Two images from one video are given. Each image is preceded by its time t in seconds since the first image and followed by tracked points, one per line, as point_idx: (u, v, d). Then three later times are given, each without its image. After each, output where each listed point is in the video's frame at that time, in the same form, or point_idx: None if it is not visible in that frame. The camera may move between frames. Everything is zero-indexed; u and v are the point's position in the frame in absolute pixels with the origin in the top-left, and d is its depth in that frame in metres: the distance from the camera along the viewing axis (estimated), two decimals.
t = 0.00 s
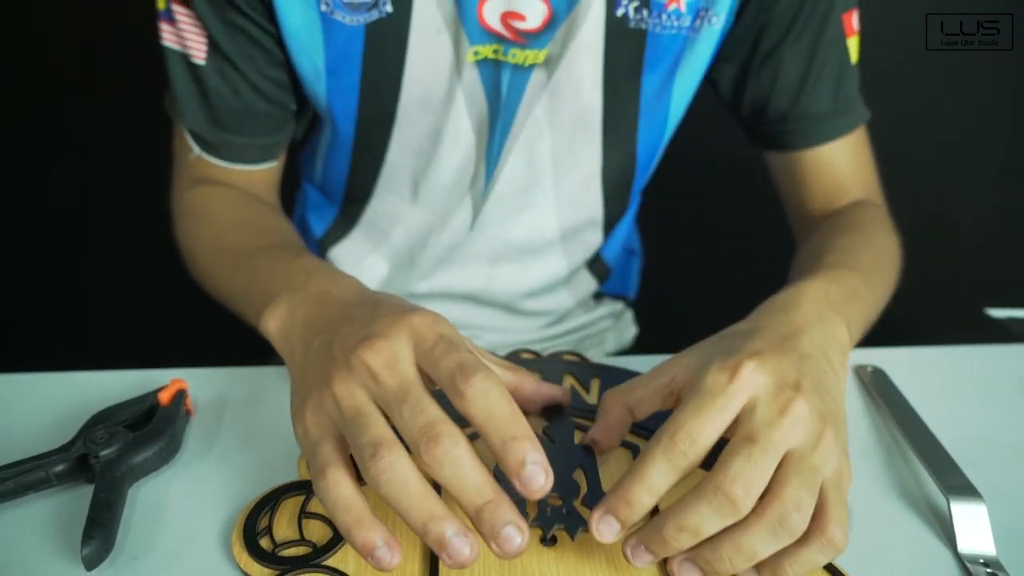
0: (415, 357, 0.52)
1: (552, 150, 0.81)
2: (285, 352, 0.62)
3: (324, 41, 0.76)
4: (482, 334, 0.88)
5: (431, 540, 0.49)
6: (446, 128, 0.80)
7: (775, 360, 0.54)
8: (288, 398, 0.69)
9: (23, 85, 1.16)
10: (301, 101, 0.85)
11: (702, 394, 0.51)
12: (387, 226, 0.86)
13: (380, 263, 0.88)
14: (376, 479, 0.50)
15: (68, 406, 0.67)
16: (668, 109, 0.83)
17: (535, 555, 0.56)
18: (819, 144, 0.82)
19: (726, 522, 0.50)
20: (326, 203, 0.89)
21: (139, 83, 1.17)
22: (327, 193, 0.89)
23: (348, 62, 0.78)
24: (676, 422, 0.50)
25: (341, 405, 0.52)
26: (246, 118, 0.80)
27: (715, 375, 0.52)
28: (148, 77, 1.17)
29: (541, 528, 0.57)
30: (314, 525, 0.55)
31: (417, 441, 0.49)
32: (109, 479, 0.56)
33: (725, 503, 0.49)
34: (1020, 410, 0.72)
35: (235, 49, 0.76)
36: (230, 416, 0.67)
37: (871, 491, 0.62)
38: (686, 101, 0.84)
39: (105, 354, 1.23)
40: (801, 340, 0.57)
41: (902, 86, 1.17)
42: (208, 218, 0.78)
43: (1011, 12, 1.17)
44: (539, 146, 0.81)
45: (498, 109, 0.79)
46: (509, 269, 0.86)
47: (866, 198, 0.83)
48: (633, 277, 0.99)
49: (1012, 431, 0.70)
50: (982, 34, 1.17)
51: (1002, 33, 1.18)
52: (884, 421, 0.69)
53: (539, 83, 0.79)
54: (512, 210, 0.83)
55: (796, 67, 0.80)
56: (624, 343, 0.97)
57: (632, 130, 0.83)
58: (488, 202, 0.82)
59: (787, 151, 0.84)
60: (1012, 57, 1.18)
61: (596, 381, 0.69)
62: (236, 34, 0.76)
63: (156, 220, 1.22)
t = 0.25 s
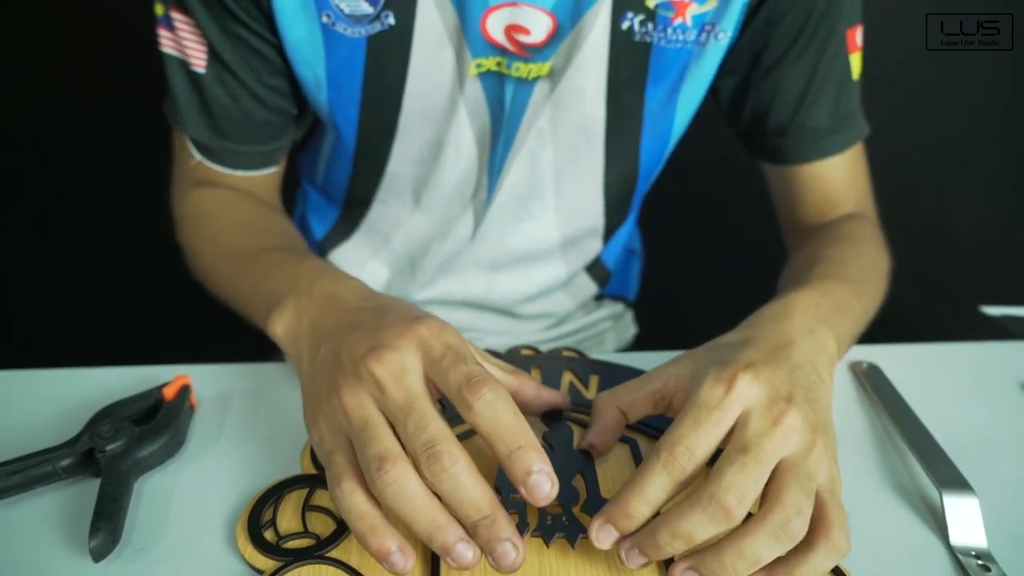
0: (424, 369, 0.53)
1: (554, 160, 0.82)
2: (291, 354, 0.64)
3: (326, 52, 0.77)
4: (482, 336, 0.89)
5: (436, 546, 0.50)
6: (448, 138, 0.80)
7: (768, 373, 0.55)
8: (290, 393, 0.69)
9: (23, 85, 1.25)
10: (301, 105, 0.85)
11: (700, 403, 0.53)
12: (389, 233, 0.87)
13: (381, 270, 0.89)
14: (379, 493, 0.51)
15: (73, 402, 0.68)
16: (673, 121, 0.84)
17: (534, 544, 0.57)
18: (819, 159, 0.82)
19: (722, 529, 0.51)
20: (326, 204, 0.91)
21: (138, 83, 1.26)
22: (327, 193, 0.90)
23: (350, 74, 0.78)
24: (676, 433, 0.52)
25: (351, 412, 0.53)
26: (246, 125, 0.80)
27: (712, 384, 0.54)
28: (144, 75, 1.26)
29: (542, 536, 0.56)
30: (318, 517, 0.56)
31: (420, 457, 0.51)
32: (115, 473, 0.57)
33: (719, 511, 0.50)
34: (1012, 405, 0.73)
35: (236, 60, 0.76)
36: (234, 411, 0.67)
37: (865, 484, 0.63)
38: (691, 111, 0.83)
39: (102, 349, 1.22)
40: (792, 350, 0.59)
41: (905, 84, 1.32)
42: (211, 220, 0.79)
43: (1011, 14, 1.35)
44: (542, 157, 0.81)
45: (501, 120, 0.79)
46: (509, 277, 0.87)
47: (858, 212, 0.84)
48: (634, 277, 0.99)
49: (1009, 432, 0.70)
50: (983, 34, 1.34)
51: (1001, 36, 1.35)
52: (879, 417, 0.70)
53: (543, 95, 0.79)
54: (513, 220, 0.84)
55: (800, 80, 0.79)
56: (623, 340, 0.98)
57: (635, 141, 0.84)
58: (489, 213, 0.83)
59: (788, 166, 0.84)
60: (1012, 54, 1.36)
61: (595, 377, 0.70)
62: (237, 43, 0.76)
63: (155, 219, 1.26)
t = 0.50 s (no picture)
0: (423, 367, 0.55)
1: (558, 169, 0.83)
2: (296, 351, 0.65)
3: (332, 60, 0.77)
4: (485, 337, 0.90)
5: (431, 544, 0.51)
6: (452, 145, 0.81)
7: (756, 373, 0.57)
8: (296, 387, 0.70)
9: (23, 85, 1.29)
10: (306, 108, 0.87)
11: (689, 402, 0.54)
12: (394, 236, 0.89)
13: (384, 272, 0.91)
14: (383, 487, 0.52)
15: (83, 394, 0.69)
16: (679, 130, 0.84)
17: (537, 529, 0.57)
18: (823, 167, 0.83)
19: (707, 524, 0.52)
20: (332, 203, 0.92)
21: (138, 83, 1.30)
22: (333, 192, 0.91)
23: (356, 82, 0.79)
24: (664, 431, 0.54)
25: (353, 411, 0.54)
26: (251, 127, 0.81)
27: (701, 385, 0.55)
28: (145, 75, 1.30)
29: (541, 523, 0.57)
30: (325, 507, 0.57)
31: (429, 449, 0.52)
32: (126, 463, 0.59)
33: (701, 507, 0.51)
34: (1008, 401, 0.75)
35: (241, 65, 0.77)
36: (241, 404, 0.69)
37: (861, 476, 0.65)
38: (697, 118, 0.84)
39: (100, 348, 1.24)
40: (781, 350, 0.61)
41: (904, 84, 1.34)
42: (217, 217, 0.80)
43: (1010, 14, 1.37)
44: (546, 166, 0.82)
45: (506, 128, 0.80)
46: (512, 280, 0.88)
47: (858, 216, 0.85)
48: (635, 277, 1.00)
49: (1005, 429, 0.72)
50: (984, 33, 1.35)
51: (1001, 35, 1.37)
52: (874, 411, 0.71)
53: (548, 104, 0.79)
54: (517, 226, 0.85)
55: (806, 91, 0.80)
56: (626, 339, 0.98)
57: (640, 148, 0.84)
58: (493, 220, 0.84)
59: (791, 173, 0.85)
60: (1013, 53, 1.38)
61: (596, 371, 0.71)
62: (242, 51, 0.76)
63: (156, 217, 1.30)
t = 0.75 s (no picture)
0: (421, 364, 0.55)
1: (557, 166, 0.83)
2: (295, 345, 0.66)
3: (334, 58, 0.78)
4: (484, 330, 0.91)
5: (436, 527, 0.52)
6: (453, 142, 0.82)
7: (750, 367, 0.58)
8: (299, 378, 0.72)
9: (23, 85, 1.30)
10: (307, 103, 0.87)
11: (682, 394, 0.55)
12: (394, 231, 0.90)
13: (385, 267, 0.92)
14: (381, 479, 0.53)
15: (88, 386, 0.70)
16: (677, 128, 0.85)
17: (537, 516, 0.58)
18: (821, 163, 0.84)
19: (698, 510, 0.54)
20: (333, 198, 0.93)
21: (138, 83, 1.31)
22: (335, 187, 0.92)
23: (357, 81, 0.80)
24: (658, 421, 0.55)
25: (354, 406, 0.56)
26: (252, 124, 0.82)
27: (695, 377, 0.56)
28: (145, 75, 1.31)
29: (539, 514, 0.57)
30: (327, 495, 0.59)
31: (421, 444, 0.53)
32: (132, 452, 0.60)
33: (693, 494, 0.52)
34: (1000, 392, 0.76)
35: (242, 64, 0.78)
36: (245, 395, 0.70)
37: (854, 465, 0.66)
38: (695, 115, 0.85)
39: (103, 347, 1.25)
40: (775, 345, 0.62)
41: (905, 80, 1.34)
42: (220, 212, 0.81)
43: (1010, 13, 1.37)
44: (545, 163, 0.83)
45: (506, 125, 0.81)
46: (511, 276, 0.89)
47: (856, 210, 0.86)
48: (634, 272, 1.01)
49: (997, 419, 0.73)
50: (983, 34, 1.36)
51: (1001, 36, 1.37)
52: (868, 402, 0.72)
53: (548, 101, 0.80)
54: (516, 223, 0.86)
55: (802, 89, 0.81)
56: (625, 331, 0.99)
57: (638, 145, 0.85)
58: (493, 217, 0.85)
59: (788, 169, 0.86)
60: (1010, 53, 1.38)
61: (593, 363, 0.72)
62: (243, 51, 0.77)
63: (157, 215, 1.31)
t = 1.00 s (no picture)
0: (412, 353, 0.56)
1: (557, 161, 0.84)
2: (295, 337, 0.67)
3: (335, 53, 0.79)
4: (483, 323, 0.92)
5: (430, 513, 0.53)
6: (453, 136, 0.82)
7: (746, 359, 0.59)
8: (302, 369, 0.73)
9: (24, 86, 1.33)
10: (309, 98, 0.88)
11: (680, 387, 0.56)
12: (394, 227, 0.91)
13: (384, 263, 0.93)
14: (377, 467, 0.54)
15: (94, 377, 0.71)
16: (677, 122, 0.86)
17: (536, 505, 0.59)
18: (819, 157, 0.85)
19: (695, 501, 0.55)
20: (335, 192, 0.94)
21: (138, 83, 1.34)
22: (338, 182, 0.93)
23: (358, 75, 0.80)
24: (658, 414, 0.56)
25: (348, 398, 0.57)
26: (254, 118, 0.83)
27: (692, 370, 0.57)
28: (146, 75, 1.34)
29: (540, 506, 0.58)
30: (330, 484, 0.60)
31: (410, 430, 0.54)
32: (139, 442, 0.61)
33: (690, 485, 0.53)
34: (995, 383, 0.77)
35: (245, 60, 0.79)
36: (248, 386, 0.71)
37: (849, 455, 0.67)
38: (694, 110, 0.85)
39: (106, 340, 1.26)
40: (770, 337, 0.63)
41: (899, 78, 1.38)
42: (223, 205, 0.82)
43: (1008, 15, 1.42)
44: (545, 158, 0.84)
45: (506, 119, 0.82)
46: (511, 270, 0.90)
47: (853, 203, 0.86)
48: (633, 265, 1.02)
49: (990, 409, 0.74)
50: (983, 34, 1.41)
51: (1001, 36, 1.42)
52: (864, 393, 0.73)
53: (548, 96, 0.81)
54: (516, 218, 0.87)
55: (799, 84, 0.81)
56: (624, 324, 1.00)
57: (638, 140, 0.86)
58: (493, 212, 0.86)
59: (786, 164, 0.87)
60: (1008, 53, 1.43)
61: (592, 355, 0.73)
62: (245, 46, 0.78)
63: (157, 213, 1.32)
